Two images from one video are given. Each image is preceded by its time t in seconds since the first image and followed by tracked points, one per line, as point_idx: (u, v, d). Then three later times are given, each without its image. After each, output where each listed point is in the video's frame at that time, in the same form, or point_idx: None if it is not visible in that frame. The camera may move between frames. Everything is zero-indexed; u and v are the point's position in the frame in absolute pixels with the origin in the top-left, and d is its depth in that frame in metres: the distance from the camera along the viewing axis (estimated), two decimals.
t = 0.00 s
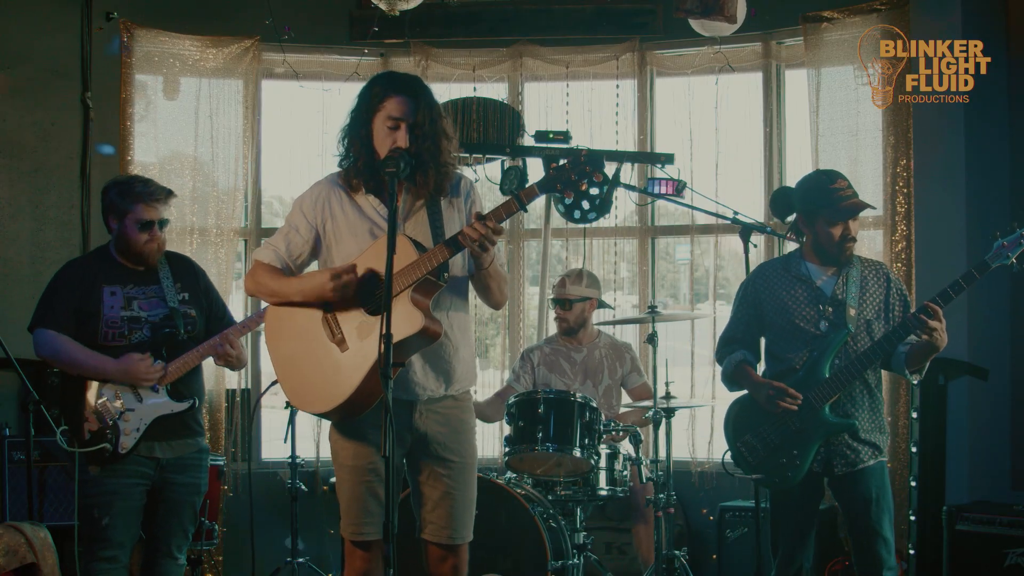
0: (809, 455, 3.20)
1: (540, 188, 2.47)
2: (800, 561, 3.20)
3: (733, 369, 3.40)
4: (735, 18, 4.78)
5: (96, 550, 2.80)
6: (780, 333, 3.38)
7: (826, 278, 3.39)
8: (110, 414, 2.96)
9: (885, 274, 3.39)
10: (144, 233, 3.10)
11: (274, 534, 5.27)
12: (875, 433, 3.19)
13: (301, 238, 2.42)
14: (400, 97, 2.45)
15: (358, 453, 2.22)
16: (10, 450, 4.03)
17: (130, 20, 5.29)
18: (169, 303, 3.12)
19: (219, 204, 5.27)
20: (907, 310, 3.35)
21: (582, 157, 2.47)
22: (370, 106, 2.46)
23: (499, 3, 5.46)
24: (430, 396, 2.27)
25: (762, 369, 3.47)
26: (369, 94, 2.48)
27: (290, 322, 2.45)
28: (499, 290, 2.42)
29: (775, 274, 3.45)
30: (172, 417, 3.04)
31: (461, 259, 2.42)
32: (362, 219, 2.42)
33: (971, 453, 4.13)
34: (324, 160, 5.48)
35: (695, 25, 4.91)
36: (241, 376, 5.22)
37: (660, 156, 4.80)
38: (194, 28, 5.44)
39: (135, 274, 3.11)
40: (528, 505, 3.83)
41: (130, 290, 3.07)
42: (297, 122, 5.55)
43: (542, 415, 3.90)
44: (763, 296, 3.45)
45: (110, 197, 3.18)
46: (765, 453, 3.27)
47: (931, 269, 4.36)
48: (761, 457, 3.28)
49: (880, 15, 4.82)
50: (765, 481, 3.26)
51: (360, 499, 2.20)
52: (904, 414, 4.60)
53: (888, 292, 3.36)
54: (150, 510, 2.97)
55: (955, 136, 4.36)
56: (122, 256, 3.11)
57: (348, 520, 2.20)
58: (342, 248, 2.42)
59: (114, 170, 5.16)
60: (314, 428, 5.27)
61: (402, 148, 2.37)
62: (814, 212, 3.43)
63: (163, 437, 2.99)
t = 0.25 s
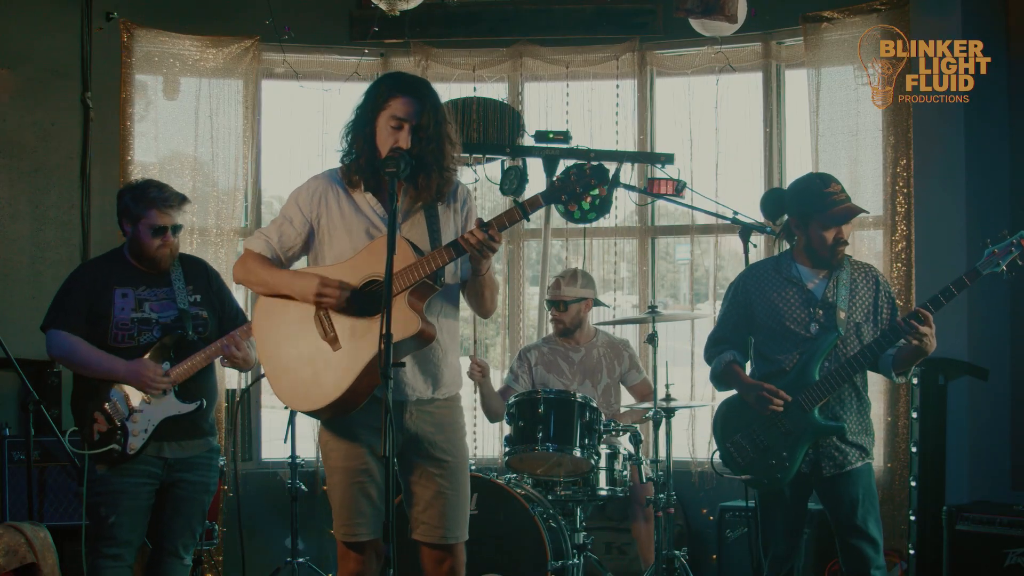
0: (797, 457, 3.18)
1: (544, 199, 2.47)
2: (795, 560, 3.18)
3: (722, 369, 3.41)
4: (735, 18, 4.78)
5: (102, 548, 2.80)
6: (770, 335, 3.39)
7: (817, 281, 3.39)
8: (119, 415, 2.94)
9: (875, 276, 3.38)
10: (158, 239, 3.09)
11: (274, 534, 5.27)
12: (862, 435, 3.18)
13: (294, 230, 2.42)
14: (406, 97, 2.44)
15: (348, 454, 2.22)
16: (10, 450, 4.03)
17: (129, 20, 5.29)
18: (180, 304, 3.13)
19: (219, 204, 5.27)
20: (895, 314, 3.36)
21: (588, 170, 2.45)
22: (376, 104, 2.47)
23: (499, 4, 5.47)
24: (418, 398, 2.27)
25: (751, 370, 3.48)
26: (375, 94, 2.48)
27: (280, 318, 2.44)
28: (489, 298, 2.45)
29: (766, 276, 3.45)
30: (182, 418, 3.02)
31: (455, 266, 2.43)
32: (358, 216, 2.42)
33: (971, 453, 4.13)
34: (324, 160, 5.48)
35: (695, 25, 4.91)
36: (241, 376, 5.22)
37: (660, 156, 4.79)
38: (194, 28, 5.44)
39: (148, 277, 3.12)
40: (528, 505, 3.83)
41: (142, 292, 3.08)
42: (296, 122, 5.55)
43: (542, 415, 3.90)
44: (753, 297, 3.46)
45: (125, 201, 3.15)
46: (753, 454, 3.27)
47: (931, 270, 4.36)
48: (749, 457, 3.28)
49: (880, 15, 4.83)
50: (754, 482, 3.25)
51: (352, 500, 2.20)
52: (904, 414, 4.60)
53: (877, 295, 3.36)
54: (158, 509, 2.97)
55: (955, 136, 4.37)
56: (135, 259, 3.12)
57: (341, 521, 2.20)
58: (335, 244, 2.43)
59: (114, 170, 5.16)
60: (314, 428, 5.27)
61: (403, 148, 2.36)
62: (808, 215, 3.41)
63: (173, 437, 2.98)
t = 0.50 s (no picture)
0: (793, 456, 3.18)
1: (551, 215, 2.44)
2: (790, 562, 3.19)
3: (716, 370, 3.40)
4: (735, 18, 4.78)
5: (103, 546, 2.79)
6: (763, 335, 3.38)
7: (810, 282, 3.40)
8: (122, 414, 2.94)
9: (867, 278, 3.40)
10: (169, 239, 3.12)
11: (274, 534, 5.27)
12: (855, 435, 3.19)
13: (291, 227, 2.39)
14: (409, 99, 2.45)
15: (339, 455, 2.22)
16: (10, 450, 4.03)
17: (129, 20, 5.29)
18: (187, 306, 3.13)
19: (218, 204, 5.27)
20: (887, 315, 3.37)
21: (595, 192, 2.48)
22: (380, 103, 2.47)
23: (500, 4, 5.47)
24: (408, 402, 2.27)
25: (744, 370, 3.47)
26: (380, 94, 2.49)
27: (270, 316, 2.42)
28: (481, 308, 2.46)
29: (759, 277, 3.45)
30: (186, 418, 3.02)
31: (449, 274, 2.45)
32: (356, 216, 2.43)
33: (971, 453, 4.13)
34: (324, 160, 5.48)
35: (695, 25, 4.92)
36: (241, 376, 5.20)
37: (660, 156, 4.79)
38: (194, 28, 5.44)
39: (157, 277, 3.13)
40: (528, 505, 3.83)
41: (150, 292, 3.09)
42: (296, 122, 5.54)
43: (542, 415, 3.90)
44: (746, 297, 3.45)
45: (138, 201, 3.20)
46: (749, 454, 3.26)
47: (931, 269, 4.36)
48: (744, 457, 3.26)
49: (880, 15, 4.83)
50: (749, 483, 3.24)
51: (344, 501, 2.20)
52: (904, 414, 4.60)
53: (869, 296, 3.38)
54: (161, 508, 2.97)
55: (955, 136, 4.37)
56: (145, 259, 3.13)
57: (333, 523, 2.20)
58: (330, 244, 2.42)
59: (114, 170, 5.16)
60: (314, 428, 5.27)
61: (403, 149, 2.36)
62: (803, 216, 3.40)
63: (175, 437, 2.99)
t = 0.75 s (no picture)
0: (793, 456, 3.18)
1: (554, 225, 2.44)
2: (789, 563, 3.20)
3: (714, 371, 3.41)
4: (735, 18, 4.78)
5: (102, 546, 2.78)
6: (760, 335, 3.39)
7: (805, 281, 3.41)
8: (120, 411, 2.92)
9: (862, 277, 3.41)
10: (176, 234, 3.15)
11: (274, 534, 5.27)
12: (854, 433, 3.20)
13: (291, 224, 2.39)
14: (409, 99, 2.45)
15: (336, 455, 2.22)
16: (10, 451, 4.03)
17: (129, 20, 5.28)
18: (188, 305, 3.14)
19: (218, 204, 5.26)
20: (882, 313, 3.38)
21: (598, 203, 2.50)
22: (381, 102, 2.47)
23: (500, 4, 5.47)
24: (405, 402, 2.26)
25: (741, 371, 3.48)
26: (380, 95, 2.49)
27: (268, 314, 2.40)
28: (476, 313, 2.47)
29: (755, 278, 3.46)
30: (185, 417, 3.03)
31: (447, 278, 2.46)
32: (354, 216, 2.43)
33: (971, 453, 4.13)
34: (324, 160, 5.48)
35: (695, 25, 4.92)
36: (241, 375, 5.22)
37: (660, 156, 4.79)
38: (194, 28, 5.44)
39: (160, 275, 3.14)
40: (528, 505, 3.83)
41: (152, 290, 3.09)
42: (296, 122, 5.54)
43: (542, 415, 3.90)
44: (742, 298, 3.46)
45: (146, 197, 3.25)
46: (750, 455, 3.25)
47: (931, 269, 4.36)
48: (744, 457, 3.26)
49: (880, 15, 4.83)
50: (749, 483, 3.24)
51: (341, 501, 2.20)
52: (904, 414, 4.60)
53: (864, 294, 3.38)
54: (159, 508, 2.97)
55: (956, 136, 4.37)
56: (151, 257, 3.15)
57: (330, 523, 2.20)
58: (328, 243, 2.42)
59: (114, 170, 5.16)
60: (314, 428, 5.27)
61: (403, 149, 2.36)
62: (798, 215, 3.42)
63: (174, 436, 2.99)
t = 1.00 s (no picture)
0: (795, 453, 3.18)
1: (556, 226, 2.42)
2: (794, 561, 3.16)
3: (713, 373, 3.40)
4: (734, 17, 4.78)
5: (98, 547, 2.78)
6: (759, 335, 3.38)
7: (802, 279, 3.42)
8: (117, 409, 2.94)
9: (860, 276, 3.42)
10: (173, 231, 3.15)
11: (273, 534, 5.27)
12: (856, 431, 3.19)
13: (293, 224, 2.39)
14: (405, 99, 2.44)
15: (337, 454, 2.22)
16: (10, 450, 4.03)
17: (130, 20, 5.29)
18: (183, 304, 3.15)
19: (218, 204, 5.26)
20: (880, 310, 3.38)
21: (599, 203, 2.48)
22: (378, 104, 2.48)
23: (500, 4, 5.47)
24: (406, 402, 2.26)
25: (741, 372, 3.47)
26: (378, 95, 2.49)
27: (269, 314, 2.40)
28: (477, 312, 2.48)
29: (752, 278, 3.46)
30: (181, 416, 3.03)
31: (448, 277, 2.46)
32: (357, 215, 2.42)
33: (971, 453, 4.12)
34: (324, 160, 5.48)
35: (695, 25, 4.92)
36: (241, 375, 5.23)
37: (660, 156, 4.79)
38: (194, 28, 5.44)
39: (153, 273, 3.14)
40: (528, 505, 3.83)
41: (146, 288, 3.09)
42: (296, 122, 5.55)
43: (542, 415, 3.90)
44: (740, 298, 3.45)
45: (145, 193, 3.26)
46: (751, 453, 3.25)
47: (931, 269, 4.36)
48: (746, 456, 3.26)
49: (880, 15, 4.83)
50: (752, 482, 3.23)
51: (340, 500, 2.20)
52: (904, 414, 4.60)
53: (862, 292, 3.39)
54: (154, 509, 2.96)
55: (956, 136, 4.36)
56: (146, 252, 3.15)
57: (331, 522, 2.20)
58: (330, 242, 2.42)
59: (114, 170, 5.16)
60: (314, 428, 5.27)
61: (401, 149, 2.35)
62: (793, 214, 3.43)
63: (170, 436, 2.98)
